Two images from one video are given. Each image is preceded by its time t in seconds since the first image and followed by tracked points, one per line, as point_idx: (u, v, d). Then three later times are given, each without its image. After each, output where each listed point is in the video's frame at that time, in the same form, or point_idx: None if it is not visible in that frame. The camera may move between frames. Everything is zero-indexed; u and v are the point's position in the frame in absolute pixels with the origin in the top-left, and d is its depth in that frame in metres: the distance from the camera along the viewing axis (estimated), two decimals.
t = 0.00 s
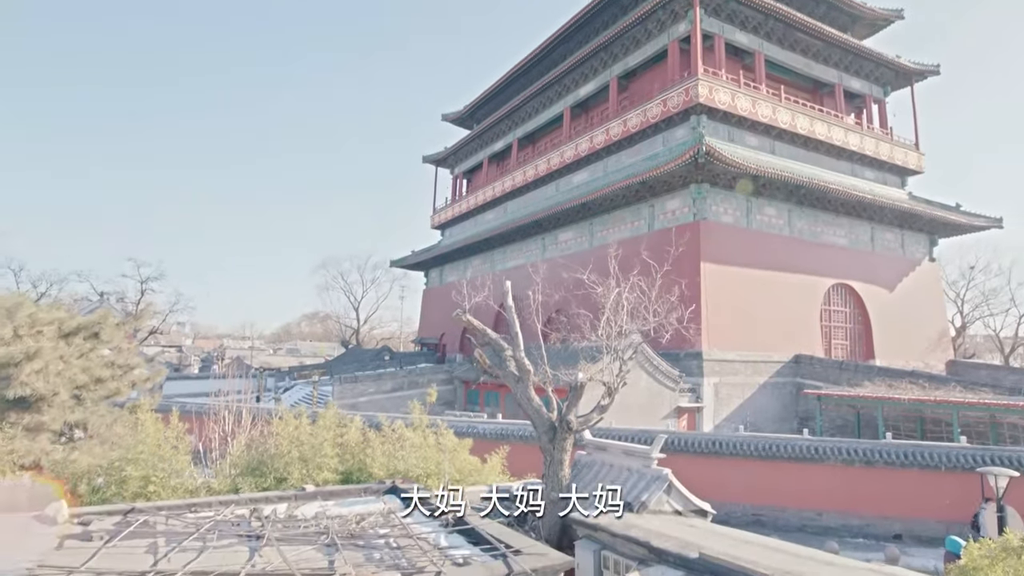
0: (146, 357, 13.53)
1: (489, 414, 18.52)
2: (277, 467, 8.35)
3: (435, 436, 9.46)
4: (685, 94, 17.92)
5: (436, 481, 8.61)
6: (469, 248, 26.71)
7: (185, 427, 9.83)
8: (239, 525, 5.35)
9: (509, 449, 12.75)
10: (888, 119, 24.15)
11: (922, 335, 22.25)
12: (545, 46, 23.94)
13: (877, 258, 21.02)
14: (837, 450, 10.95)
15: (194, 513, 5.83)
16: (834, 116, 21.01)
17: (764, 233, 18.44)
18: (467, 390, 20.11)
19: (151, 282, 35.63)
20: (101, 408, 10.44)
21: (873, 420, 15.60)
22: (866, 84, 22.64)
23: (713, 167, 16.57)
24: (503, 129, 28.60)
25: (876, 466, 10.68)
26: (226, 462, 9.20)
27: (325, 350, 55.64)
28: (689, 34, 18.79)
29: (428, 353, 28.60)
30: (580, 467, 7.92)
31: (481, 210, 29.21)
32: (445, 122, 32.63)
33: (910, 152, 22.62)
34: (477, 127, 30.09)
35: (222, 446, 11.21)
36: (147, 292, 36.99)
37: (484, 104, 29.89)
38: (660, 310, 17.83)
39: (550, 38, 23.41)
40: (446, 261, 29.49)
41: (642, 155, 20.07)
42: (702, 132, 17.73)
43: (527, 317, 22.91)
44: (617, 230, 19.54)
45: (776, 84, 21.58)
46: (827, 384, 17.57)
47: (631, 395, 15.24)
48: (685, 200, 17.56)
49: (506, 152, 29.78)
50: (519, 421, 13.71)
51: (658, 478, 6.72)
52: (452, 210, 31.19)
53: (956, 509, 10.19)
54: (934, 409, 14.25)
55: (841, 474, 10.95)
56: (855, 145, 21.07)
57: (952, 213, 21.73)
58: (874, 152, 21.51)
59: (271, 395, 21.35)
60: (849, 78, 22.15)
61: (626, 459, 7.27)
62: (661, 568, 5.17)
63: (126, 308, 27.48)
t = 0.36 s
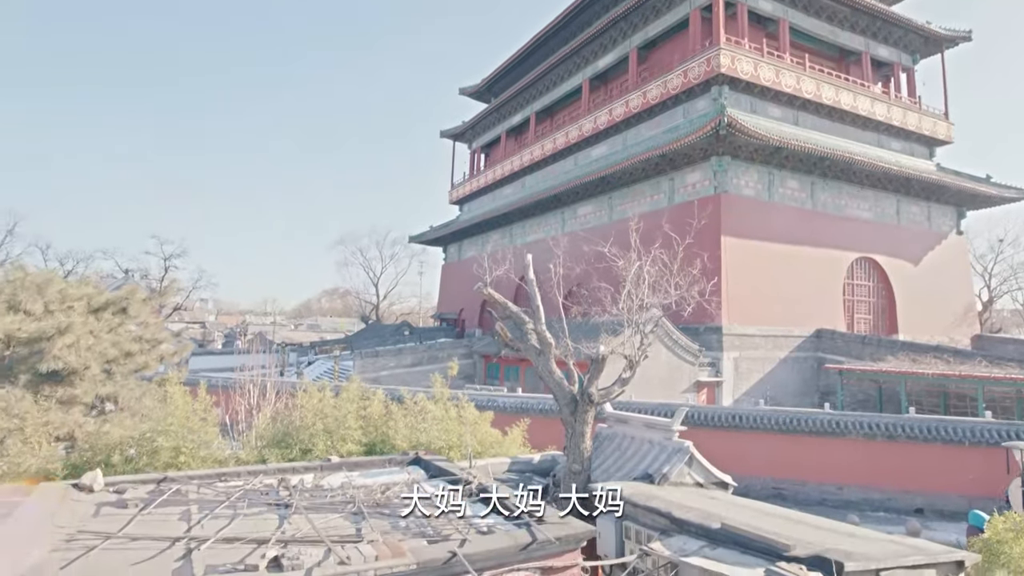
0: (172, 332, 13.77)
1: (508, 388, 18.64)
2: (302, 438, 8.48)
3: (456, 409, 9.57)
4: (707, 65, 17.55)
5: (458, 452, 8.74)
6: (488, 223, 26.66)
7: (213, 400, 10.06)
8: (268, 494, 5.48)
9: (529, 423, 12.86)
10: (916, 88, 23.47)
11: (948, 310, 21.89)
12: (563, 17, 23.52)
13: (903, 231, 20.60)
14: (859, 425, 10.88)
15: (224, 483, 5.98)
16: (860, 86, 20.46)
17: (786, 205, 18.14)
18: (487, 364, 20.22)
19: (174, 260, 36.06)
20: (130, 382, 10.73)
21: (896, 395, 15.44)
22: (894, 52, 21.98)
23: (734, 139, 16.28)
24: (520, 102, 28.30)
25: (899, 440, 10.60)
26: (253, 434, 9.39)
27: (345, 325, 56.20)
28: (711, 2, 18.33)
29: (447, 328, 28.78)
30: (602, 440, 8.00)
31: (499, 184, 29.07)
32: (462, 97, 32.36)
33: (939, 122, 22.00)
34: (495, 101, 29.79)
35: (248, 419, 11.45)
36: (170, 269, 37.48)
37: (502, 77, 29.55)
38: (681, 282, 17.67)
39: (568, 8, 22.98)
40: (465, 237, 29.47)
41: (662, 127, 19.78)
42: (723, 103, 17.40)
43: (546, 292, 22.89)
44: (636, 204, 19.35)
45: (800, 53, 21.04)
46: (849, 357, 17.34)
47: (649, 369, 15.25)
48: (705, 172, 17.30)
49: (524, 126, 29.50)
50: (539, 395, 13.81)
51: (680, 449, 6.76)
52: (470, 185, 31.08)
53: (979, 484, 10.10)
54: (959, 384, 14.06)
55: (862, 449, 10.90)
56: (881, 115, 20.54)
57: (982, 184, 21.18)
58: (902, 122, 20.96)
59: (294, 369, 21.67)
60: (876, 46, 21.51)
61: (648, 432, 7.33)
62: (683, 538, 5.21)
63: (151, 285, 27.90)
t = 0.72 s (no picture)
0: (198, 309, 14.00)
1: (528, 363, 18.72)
2: (327, 412, 8.61)
3: (478, 383, 9.67)
4: (730, 35, 17.15)
5: (480, 426, 8.85)
6: (507, 199, 26.54)
7: (239, 374, 10.25)
8: (296, 465, 5.60)
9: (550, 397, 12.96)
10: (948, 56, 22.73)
11: (976, 285, 21.46)
12: None
13: (931, 205, 20.12)
14: (883, 401, 10.79)
15: (253, 454, 6.12)
16: (889, 55, 19.87)
17: (811, 179, 17.80)
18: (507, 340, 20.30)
19: (197, 237, 36.46)
20: (158, 356, 10.98)
21: (921, 371, 15.23)
22: (926, 19, 21.26)
23: (758, 111, 15.95)
24: (539, 76, 27.94)
25: (923, 417, 10.49)
26: (278, 407, 9.56)
27: (366, 301, 56.63)
28: None
29: (467, 304, 28.89)
30: (623, 414, 8.04)
31: (518, 160, 28.88)
32: (480, 71, 32.04)
33: (971, 91, 21.33)
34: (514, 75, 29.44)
35: (273, 393, 11.65)
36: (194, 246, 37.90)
37: (521, 51, 29.16)
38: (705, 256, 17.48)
39: None
40: (484, 213, 29.39)
41: (684, 100, 19.45)
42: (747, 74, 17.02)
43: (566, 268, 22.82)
44: (657, 178, 19.11)
45: (827, 21, 20.44)
46: (874, 333, 17.10)
47: (669, 344, 15.25)
48: (728, 146, 17.01)
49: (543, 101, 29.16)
50: (560, 370, 13.88)
51: (703, 423, 6.77)
52: (489, 160, 30.91)
53: (1005, 461, 9.96)
54: (986, 361, 13.83)
55: (886, 425, 10.82)
56: (911, 85, 19.96)
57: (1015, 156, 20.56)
58: (932, 92, 20.36)
59: (316, 345, 21.94)
60: (907, 13, 20.83)
61: (670, 405, 7.35)
62: (705, 510, 5.24)
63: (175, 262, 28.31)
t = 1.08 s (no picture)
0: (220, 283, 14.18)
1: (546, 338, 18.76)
2: (349, 384, 8.73)
3: (498, 356, 9.72)
4: (754, 3, 16.70)
5: (501, 398, 8.94)
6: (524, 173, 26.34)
7: (263, 347, 10.40)
8: (321, 434, 5.70)
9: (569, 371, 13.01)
10: (981, 22, 21.95)
11: (1004, 259, 21.01)
12: None
13: (960, 177, 19.61)
14: (906, 376, 10.67)
15: (279, 424, 6.24)
16: (919, 22, 19.24)
17: (835, 151, 17.42)
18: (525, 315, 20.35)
19: (218, 213, 36.69)
20: (182, 329, 11.15)
21: (945, 346, 14.98)
22: None
23: (782, 82, 15.57)
24: (557, 48, 27.51)
25: (947, 392, 10.36)
26: (300, 379, 9.71)
27: (385, 276, 56.87)
28: None
29: (485, 279, 28.94)
30: (644, 386, 8.07)
31: (536, 133, 28.60)
32: (497, 43, 31.63)
33: (1004, 59, 20.63)
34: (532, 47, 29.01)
35: (295, 366, 11.83)
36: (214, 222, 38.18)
37: (538, 22, 28.70)
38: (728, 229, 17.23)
39: None
40: (502, 187, 29.23)
41: (705, 71, 19.08)
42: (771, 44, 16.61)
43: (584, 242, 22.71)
44: (677, 151, 18.84)
45: None
46: (897, 309, 16.81)
47: (689, 318, 15.17)
48: (750, 118, 16.68)
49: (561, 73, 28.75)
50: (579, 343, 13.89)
51: (724, 395, 6.78)
52: (506, 135, 30.65)
53: None
54: (1012, 337, 13.59)
55: (908, 399, 10.72)
56: (942, 53, 19.34)
57: None
58: (963, 60, 19.72)
59: (336, 319, 22.15)
60: None
61: (691, 377, 7.37)
62: (726, 481, 5.26)
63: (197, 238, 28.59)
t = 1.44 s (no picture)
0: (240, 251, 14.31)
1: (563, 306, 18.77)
2: (369, 349, 8.83)
3: (516, 323, 9.76)
4: None
5: (520, 363, 9.02)
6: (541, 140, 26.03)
7: (284, 313, 10.52)
8: (344, 397, 5.79)
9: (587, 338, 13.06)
10: None
11: None
12: None
13: (990, 142, 19.03)
14: (928, 344, 10.54)
15: (302, 387, 6.35)
16: None
17: (861, 116, 16.97)
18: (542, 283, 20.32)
19: (235, 182, 36.80)
20: (204, 297, 11.31)
21: (969, 315, 14.69)
22: None
23: (807, 44, 15.12)
24: (575, 11, 26.91)
25: (969, 361, 10.22)
26: (321, 346, 9.82)
27: (402, 245, 56.92)
28: None
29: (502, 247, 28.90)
30: (663, 352, 8.10)
31: (553, 100, 28.18)
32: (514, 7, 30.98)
33: None
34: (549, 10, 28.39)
35: (314, 333, 11.98)
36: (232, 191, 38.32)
37: None
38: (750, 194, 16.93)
39: None
40: (518, 155, 28.94)
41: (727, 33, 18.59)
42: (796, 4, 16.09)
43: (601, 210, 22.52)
44: (697, 117, 18.48)
45: None
46: (921, 278, 16.49)
47: (708, 286, 15.07)
48: (773, 82, 16.28)
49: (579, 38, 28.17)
50: (597, 311, 13.89)
51: (744, 361, 6.78)
52: (523, 101, 30.24)
53: None
54: None
55: (929, 368, 10.62)
56: (975, 13, 18.62)
57: None
58: (997, 20, 18.99)
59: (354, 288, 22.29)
60: None
61: (711, 343, 7.38)
62: (745, 445, 5.27)
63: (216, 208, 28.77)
